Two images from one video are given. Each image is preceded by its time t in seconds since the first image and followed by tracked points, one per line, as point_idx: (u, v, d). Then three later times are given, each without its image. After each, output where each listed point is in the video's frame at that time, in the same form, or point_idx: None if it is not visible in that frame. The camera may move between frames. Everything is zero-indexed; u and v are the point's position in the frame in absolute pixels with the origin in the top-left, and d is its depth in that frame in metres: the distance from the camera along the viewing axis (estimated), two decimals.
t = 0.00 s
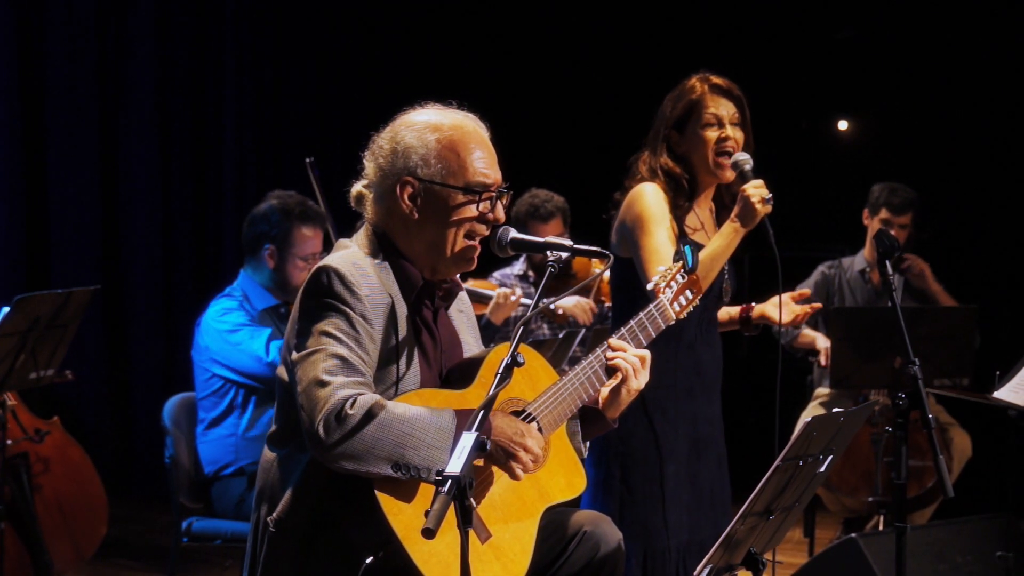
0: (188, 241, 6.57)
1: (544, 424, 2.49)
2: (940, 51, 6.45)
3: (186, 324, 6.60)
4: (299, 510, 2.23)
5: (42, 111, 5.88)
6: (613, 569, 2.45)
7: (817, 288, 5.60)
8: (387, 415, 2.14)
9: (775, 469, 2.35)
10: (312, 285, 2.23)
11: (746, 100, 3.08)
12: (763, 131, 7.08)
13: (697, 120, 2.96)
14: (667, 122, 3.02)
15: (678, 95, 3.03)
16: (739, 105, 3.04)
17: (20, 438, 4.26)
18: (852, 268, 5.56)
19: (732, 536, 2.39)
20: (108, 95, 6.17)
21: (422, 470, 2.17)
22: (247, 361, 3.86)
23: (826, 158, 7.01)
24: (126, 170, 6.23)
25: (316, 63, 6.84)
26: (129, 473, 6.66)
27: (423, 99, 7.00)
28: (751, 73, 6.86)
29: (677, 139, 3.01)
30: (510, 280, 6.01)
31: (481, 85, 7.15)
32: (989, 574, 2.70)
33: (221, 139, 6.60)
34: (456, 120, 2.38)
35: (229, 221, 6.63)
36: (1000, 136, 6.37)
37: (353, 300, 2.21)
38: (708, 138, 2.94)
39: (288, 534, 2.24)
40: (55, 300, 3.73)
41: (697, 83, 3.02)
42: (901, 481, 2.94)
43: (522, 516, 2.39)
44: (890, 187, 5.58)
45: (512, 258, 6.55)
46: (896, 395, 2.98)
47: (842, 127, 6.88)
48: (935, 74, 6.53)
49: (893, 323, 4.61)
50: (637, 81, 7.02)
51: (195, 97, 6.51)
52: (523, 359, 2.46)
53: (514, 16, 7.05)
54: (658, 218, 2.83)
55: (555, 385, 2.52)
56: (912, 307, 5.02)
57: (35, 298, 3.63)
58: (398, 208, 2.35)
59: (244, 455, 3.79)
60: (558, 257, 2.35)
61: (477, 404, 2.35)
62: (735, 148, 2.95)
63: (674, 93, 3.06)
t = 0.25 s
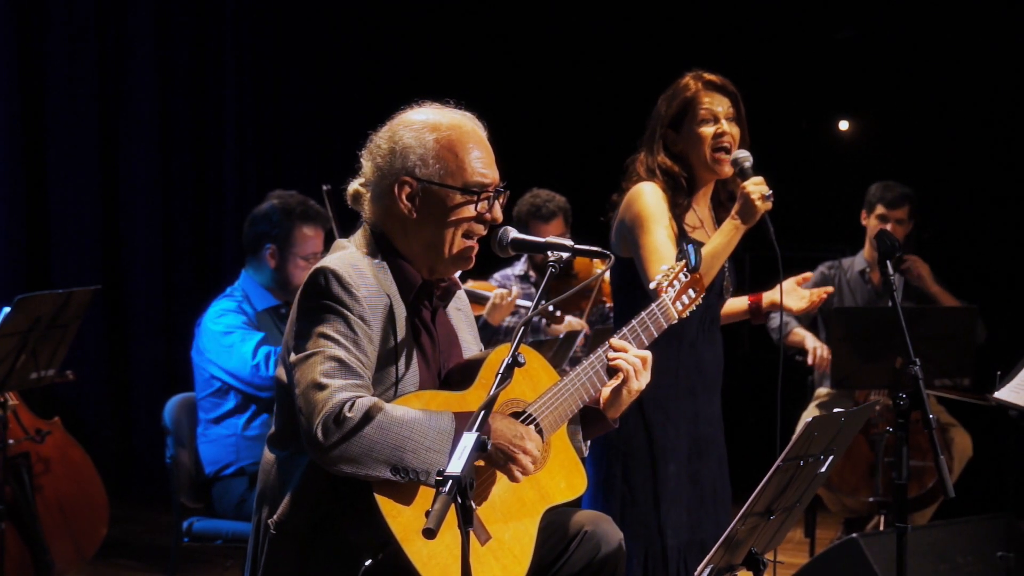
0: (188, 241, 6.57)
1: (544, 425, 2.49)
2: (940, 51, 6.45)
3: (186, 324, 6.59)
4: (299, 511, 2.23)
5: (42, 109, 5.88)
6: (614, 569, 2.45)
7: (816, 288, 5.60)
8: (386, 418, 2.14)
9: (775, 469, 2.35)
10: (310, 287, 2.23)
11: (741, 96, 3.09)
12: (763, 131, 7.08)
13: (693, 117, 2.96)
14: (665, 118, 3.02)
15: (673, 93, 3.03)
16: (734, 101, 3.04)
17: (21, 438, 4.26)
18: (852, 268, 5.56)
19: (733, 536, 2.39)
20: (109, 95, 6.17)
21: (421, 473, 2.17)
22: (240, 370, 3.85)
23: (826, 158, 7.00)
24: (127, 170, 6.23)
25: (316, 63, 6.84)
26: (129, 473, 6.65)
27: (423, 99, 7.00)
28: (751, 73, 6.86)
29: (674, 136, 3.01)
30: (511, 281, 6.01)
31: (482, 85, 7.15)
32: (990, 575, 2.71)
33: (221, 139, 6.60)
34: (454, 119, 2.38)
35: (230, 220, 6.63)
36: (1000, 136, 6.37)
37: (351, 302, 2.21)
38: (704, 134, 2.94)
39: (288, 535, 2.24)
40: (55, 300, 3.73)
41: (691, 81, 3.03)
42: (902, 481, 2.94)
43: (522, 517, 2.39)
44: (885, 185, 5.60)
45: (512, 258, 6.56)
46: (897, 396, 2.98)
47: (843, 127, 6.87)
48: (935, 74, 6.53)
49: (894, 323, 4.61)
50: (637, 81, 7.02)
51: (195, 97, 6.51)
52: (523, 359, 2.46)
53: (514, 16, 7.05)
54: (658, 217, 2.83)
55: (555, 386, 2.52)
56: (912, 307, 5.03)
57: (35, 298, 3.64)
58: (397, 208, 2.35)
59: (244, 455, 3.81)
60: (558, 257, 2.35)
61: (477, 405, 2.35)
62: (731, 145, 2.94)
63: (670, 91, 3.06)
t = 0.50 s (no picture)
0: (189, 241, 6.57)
1: (544, 426, 2.49)
2: (940, 51, 6.45)
3: (186, 324, 6.59)
4: (299, 512, 2.23)
5: (42, 108, 5.87)
6: (614, 569, 2.45)
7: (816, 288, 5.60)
8: (385, 420, 2.14)
9: (775, 470, 2.34)
10: (310, 287, 2.23)
11: (736, 93, 3.09)
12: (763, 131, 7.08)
13: (688, 115, 2.97)
14: (660, 115, 3.02)
15: (667, 92, 3.03)
16: (728, 95, 3.05)
17: (21, 438, 4.27)
18: (852, 268, 5.56)
19: (733, 536, 2.39)
20: (109, 95, 6.17)
21: (420, 478, 2.16)
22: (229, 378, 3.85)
23: (826, 158, 7.01)
24: (128, 170, 6.22)
25: (316, 64, 6.84)
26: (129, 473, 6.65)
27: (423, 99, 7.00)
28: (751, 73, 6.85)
29: (670, 133, 3.01)
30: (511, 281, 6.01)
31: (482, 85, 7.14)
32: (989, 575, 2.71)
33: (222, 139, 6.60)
34: (458, 120, 2.37)
35: (230, 220, 6.63)
36: (1000, 136, 6.38)
37: (351, 302, 2.21)
38: (700, 131, 2.94)
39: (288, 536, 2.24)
40: (55, 300, 3.73)
41: (684, 79, 3.03)
42: (902, 480, 2.94)
43: (522, 518, 2.39)
44: (882, 184, 5.61)
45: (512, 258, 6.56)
46: (897, 396, 2.98)
47: (844, 128, 6.87)
48: (935, 74, 6.53)
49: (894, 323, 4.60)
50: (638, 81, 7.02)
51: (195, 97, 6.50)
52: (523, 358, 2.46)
53: (514, 16, 7.06)
54: (655, 213, 2.83)
55: (554, 387, 2.52)
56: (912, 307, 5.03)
57: (35, 298, 3.64)
58: (398, 209, 2.34)
59: (244, 454, 3.86)
60: (559, 257, 2.35)
61: (476, 407, 2.35)
62: (728, 141, 2.95)
63: (666, 88, 3.05)
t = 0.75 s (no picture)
0: (187, 240, 6.57)
1: (544, 427, 2.49)
2: (940, 50, 6.45)
3: (186, 324, 6.59)
4: (300, 511, 2.22)
5: (42, 108, 5.87)
6: (614, 569, 2.45)
7: (816, 288, 5.60)
8: (390, 421, 2.14)
9: (774, 470, 2.34)
10: (312, 287, 2.22)
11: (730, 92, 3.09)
12: (762, 131, 7.08)
13: (683, 113, 2.97)
14: (655, 114, 3.02)
15: (663, 92, 3.04)
16: (722, 92, 3.04)
17: (21, 438, 4.27)
18: (851, 268, 5.57)
19: (733, 537, 2.39)
20: (109, 95, 6.17)
21: (422, 480, 2.16)
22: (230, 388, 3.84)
23: (826, 158, 6.98)
24: (128, 170, 6.22)
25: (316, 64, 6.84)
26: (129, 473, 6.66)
27: (423, 98, 7.00)
28: (750, 73, 6.86)
29: (665, 132, 3.01)
30: (510, 282, 6.02)
31: (481, 85, 7.15)
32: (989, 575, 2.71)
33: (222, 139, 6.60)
34: (471, 126, 2.37)
35: (229, 220, 6.63)
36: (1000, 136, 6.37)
37: (353, 303, 2.21)
38: (696, 130, 2.94)
39: (289, 536, 2.24)
40: (55, 300, 3.73)
41: (678, 79, 3.04)
42: (902, 480, 2.94)
43: (521, 519, 2.38)
44: (879, 183, 5.61)
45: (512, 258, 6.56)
46: (897, 396, 2.98)
47: (843, 127, 6.83)
48: (935, 74, 6.53)
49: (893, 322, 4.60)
50: (637, 81, 7.02)
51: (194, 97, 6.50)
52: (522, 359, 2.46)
53: (513, 16, 7.05)
54: (651, 212, 2.83)
55: (554, 387, 2.52)
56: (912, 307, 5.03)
57: (35, 298, 3.63)
58: (409, 211, 2.32)
59: (244, 455, 3.86)
60: (558, 257, 2.34)
61: (475, 408, 2.35)
62: (723, 139, 2.95)
63: (661, 87, 3.05)
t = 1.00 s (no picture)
0: (187, 240, 6.57)
1: (543, 426, 2.49)
2: (940, 50, 6.45)
3: (186, 324, 6.59)
4: (300, 512, 2.22)
5: (42, 107, 5.87)
6: (613, 569, 2.46)
7: (816, 288, 5.61)
8: (393, 423, 2.14)
9: (775, 470, 2.35)
10: (313, 289, 2.22)
11: (727, 90, 3.08)
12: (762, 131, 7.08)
13: (680, 113, 2.96)
14: (650, 112, 3.02)
15: (659, 91, 3.03)
16: (713, 89, 3.02)
17: (21, 438, 4.27)
18: (850, 268, 5.58)
19: (733, 537, 2.39)
20: (109, 95, 6.17)
21: (423, 482, 2.17)
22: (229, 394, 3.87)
23: (826, 158, 6.85)
24: (127, 170, 6.22)
25: (316, 63, 6.84)
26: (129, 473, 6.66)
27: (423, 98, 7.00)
28: (750, 73, 6.86)
29: (660, 130, 3.01)
30: (510, 282, 6.02)
31: (481, 85, 7.15)
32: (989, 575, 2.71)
33: (222, 139, 6.60)
34: (481, 131, 2.37)
35: (229, 220, 6.63)
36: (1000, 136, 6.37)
37: (355, 305, 2.20)
38: (692, 130, 2.94)
39: (288, 537, 2.23)
40: (55, 300, 3.73)
41: (674, 78, 3.02)
42: (901, 480, 2.94)
43: (521, 518, 2.38)
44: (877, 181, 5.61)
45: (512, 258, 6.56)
46: (897, 396, 2.98)
47: (844, 127, 6.64)
48: (935, 73, 6.53)
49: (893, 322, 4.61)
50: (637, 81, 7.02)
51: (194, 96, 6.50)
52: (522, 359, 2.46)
53: (513, 15, 7.05)
54: (648, 211, 2.83)
55: (553, 387, 2.52)
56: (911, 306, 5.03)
57: (35, 297, 3.63)
58: (422, 218, 2.31)
59: (245, 454, 3.86)
60: (558, 257, 2.33)
61: (475, 409, 2.34)
62: (720, 138, 2.94)
63: (658, 86, 3.04)
